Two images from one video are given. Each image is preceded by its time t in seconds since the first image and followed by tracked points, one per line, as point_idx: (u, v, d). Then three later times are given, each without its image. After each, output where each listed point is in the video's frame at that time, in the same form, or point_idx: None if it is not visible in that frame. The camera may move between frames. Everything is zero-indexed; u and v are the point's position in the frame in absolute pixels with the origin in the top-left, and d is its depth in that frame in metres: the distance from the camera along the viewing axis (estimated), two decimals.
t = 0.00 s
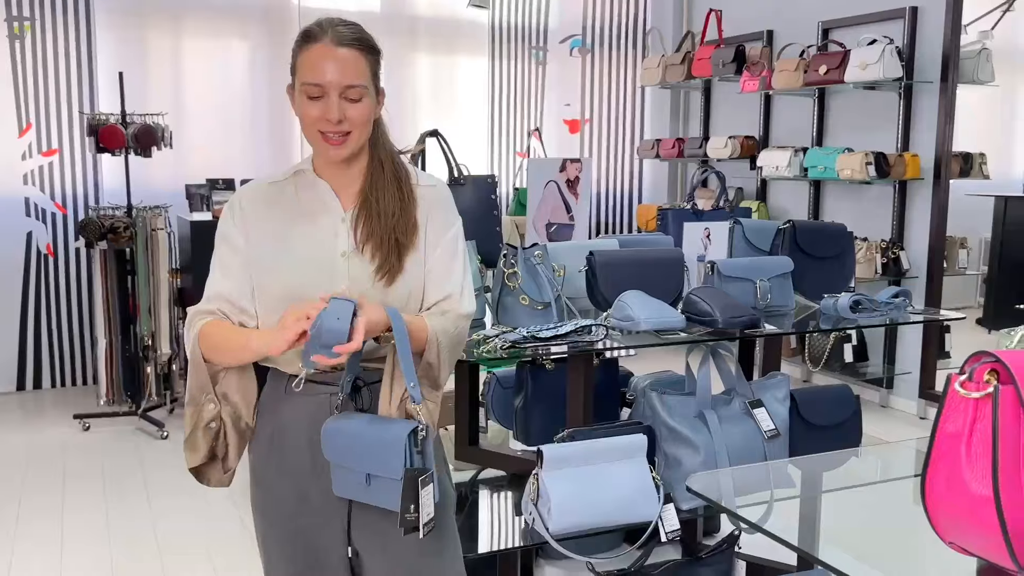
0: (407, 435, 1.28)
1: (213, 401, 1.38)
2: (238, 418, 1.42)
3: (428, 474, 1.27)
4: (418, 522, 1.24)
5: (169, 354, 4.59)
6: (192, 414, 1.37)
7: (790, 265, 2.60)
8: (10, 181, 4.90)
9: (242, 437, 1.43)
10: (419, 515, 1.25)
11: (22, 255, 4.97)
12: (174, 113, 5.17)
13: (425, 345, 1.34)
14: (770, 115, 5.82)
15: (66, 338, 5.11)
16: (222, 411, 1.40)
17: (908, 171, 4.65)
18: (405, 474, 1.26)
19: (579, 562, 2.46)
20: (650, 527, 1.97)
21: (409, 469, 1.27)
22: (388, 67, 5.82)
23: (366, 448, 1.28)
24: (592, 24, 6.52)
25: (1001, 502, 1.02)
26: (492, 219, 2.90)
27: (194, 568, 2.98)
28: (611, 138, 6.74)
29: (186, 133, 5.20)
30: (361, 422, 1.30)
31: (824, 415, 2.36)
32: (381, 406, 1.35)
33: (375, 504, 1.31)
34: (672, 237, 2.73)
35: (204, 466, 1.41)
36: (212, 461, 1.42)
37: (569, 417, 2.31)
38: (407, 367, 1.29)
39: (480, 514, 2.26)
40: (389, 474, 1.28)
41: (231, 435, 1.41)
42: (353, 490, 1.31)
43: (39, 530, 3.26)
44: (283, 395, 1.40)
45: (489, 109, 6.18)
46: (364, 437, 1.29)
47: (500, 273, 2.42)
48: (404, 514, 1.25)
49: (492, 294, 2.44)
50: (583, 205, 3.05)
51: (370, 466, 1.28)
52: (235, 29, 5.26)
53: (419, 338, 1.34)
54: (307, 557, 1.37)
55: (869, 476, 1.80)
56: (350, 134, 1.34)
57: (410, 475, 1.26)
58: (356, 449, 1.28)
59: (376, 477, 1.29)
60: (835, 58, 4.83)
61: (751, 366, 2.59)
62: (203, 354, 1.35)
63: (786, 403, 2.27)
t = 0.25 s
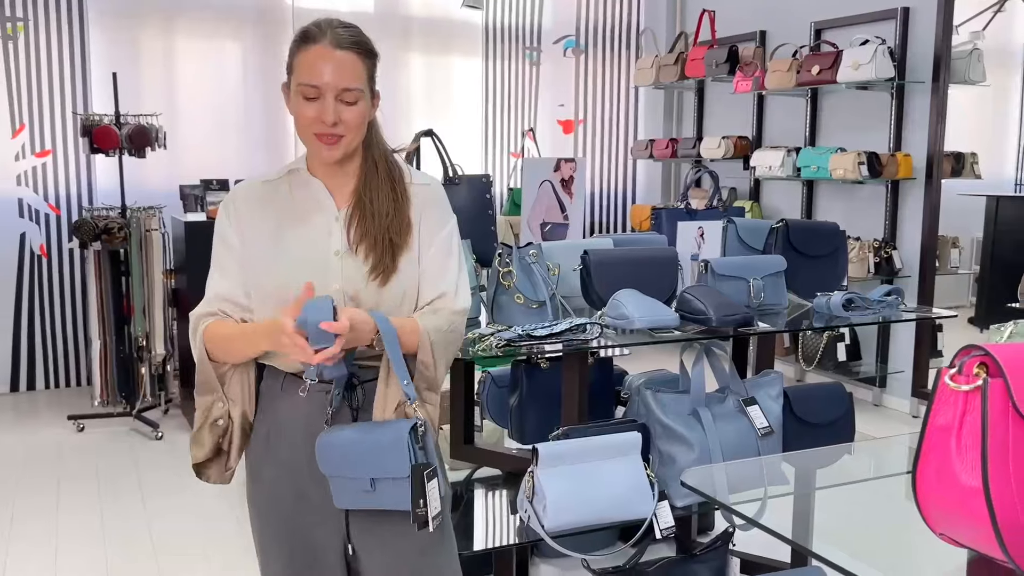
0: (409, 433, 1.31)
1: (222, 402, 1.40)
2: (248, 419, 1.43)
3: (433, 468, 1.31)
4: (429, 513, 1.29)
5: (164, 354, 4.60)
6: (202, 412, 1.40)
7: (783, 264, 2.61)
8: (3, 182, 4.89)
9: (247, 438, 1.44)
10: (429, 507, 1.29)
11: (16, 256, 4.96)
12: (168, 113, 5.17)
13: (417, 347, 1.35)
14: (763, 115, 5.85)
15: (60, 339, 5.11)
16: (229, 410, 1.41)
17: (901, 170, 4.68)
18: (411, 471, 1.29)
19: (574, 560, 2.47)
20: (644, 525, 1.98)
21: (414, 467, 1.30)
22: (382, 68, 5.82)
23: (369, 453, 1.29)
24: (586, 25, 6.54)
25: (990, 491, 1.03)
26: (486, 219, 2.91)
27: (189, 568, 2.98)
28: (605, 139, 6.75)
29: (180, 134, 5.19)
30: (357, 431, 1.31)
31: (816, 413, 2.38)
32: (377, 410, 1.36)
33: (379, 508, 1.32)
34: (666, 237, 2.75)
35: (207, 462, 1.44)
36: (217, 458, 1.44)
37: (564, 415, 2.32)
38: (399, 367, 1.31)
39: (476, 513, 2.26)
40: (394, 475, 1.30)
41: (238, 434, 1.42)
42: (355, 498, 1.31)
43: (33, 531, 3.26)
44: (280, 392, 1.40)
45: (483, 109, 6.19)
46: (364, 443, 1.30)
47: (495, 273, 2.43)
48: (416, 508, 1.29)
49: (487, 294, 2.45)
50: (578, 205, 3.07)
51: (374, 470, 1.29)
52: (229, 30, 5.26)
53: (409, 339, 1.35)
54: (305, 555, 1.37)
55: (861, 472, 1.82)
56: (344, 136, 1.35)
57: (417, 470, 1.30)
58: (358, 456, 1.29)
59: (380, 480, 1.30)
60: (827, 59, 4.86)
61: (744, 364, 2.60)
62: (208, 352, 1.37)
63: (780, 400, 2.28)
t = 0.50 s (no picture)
0: (393, 429, 1.33)
1: (222, 402, 1.40)
2: (248, 417, 1.42)
3: (421, 463, 1.32)
4: (420, 508, 1.29)
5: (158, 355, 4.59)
6: (202, 415, 1.39)
7: (776, 264, 2.63)
8: None
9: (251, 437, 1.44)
10: (420, 502, 1.29)
11: (9, 257, 4.95)
12: (162, 114, 5.16)
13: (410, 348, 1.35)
14: (756, 116, 5.86)
15: (53, 341, 5.09)
16: (230, 412, 1.41)
17: (893, 170, 4.70)
18: (396, 464, 1.31)
19: (569, 559, 2.48)
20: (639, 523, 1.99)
21: (401, 463, 1.31)
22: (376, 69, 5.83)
23: (356, 452, 1.31)
24: (579, 25, 6.55)
25: (979, 487, 1.05)
26: (481, 219, 2.92)
27: (184, 569, 2.98)
28: (599, 139, 6.76)
29: (174, 135, 5.19)
30: (339, 434, 1.33)
31: (809, 412, 2.39)
32: (375, 408, 1.37)
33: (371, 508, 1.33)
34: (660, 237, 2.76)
35: (217, 469, 1.42)
36: (223, 463, 1.43)
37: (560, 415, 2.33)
38: (387, 365, 1.33)
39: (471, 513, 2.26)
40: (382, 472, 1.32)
41: (241, 434, 1.42)
42: (348, 501, 1.32)
43: (28, 533, 3.25)
44: (275, 392, 1.41)
45: (477, 111, 6.20)
46: (348, 442, 1.32)
47: (489, 273, 2.45)
48: (406, 502, 1.29)
49: (482, 294, 2.46)
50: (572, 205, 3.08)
51: (363, 468, 1.31)
52: (223, 31, 5.26)
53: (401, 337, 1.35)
54: (299, 553, 1.38)
55: (854, 471, 1.83)
56: (337, 137, 1.35)
57: (404, 464, 1.31)
58: (343, 454, 1.31)
59: (369, 478, 1.32)
60: (820, 60, 4.88)
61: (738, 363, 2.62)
62: (203, 355, 1.37)
63: (773, 399, 2.30)
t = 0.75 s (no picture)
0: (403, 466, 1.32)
1: (215, 403, 1.42)
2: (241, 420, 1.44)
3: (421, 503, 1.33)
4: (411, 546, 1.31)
5: (152, 358, 4.51)
6: (197, 416, 1.42)
7: (768, 265, 2.64)
8: None
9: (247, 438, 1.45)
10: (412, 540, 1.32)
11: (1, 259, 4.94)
12: (155, 116, 5.15)
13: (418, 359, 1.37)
14: (748, 117, 5.88)
15: (46, 344, 5.08)
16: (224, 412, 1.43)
17: (884, 171, 4.72)
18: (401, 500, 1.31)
19: (562, 559, 2.49)
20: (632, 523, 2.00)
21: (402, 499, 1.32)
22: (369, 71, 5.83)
23: (360, 476, 1.32)
24: (571, 27, 6.57)
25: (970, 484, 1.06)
26: (475, 220, 2.93)
27: (179, 570, 2.98)
28: (592, 140, 6.78)
29: (167, 136, 5.18)
30: (347, 454, 1.34)
31: (801, 411, 2.41)
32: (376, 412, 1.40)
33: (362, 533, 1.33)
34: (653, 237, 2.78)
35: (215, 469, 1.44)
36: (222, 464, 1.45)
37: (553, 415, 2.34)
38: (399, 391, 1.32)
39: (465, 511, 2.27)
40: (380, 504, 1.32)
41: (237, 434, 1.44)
42: (341, 521, 1.33)
43: (20, 535, 3.24)
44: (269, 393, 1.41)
45: (470, 112, 6.21)
46: (356, 465, 1.33)
47: (484, 274, 2.46)
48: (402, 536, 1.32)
49: (476, 294, 2.47)
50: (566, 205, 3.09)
51: (364, 494, 1.32)
52: (216, 33, 5.26)
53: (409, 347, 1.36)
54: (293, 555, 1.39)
55: (847, 469, 1.84)
56: (328, 138, 1.36)
57: (407, 500, 1.31)
58: (348, 477, 1.32)
59: (367, 505, 1.32)
60: (811, 61, 4.91)
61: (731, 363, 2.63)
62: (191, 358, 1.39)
63: (766, 399, 2.31)
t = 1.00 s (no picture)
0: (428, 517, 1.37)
1: (203, 408, 1.44)
2: (231, 422, 1.47)
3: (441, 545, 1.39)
4: None
5: (146, 359, 4.53)
6: (185, 420, 1.44)
7: (762, 265, 2.66)
8: None
9: (234, 442, 1.48)
10: None
11: None
12: (148, 117, 5.15)
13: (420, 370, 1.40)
14: (742, 118, 5.90)
15: (40, 346, 5.07)
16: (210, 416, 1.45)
17: (878, 172, 4.74)
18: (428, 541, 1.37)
19: (558, 560, 2.50)
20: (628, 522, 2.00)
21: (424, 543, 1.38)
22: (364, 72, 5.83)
23: (385, 526, 1.36)
24: (565, 29, 6.58)
25: (964, 481, 1.07)
26: (470, 221, 2.94)
27: (174, 572, 2.98)
28: (586, 142, 6.79)
29: (161, 138, 5.18)
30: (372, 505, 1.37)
31: (795, 410, 2.42)
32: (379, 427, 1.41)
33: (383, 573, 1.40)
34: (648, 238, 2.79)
35: (199, 467, 1.47)
36: (206, 461, 1.48)
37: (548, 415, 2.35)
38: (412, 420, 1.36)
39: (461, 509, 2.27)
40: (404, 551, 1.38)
41: (221, 439, 1.47)
42: (364, 563, 1.39)
43: (14, 538, 3.23)
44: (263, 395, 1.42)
45: (464, 113, 6.21)
46: (378, 511, 1.37)
47: (479, 274, 2.47)
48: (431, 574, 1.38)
49: (472, 295, 2.48)
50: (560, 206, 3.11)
51: (388, 542, 1.37)
52: (210, 35, 5.25)
53: (414, 362, 1.39)
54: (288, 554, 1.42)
55: (841, 469, 1.84)
56: (323, 140, 1.36)
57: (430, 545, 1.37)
58: (372, 525, 1.36)
59: (389, 549, 1.38)
60: (805, 62, 4.92)
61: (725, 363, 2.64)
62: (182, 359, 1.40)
63: (760, 399, 2.32)
